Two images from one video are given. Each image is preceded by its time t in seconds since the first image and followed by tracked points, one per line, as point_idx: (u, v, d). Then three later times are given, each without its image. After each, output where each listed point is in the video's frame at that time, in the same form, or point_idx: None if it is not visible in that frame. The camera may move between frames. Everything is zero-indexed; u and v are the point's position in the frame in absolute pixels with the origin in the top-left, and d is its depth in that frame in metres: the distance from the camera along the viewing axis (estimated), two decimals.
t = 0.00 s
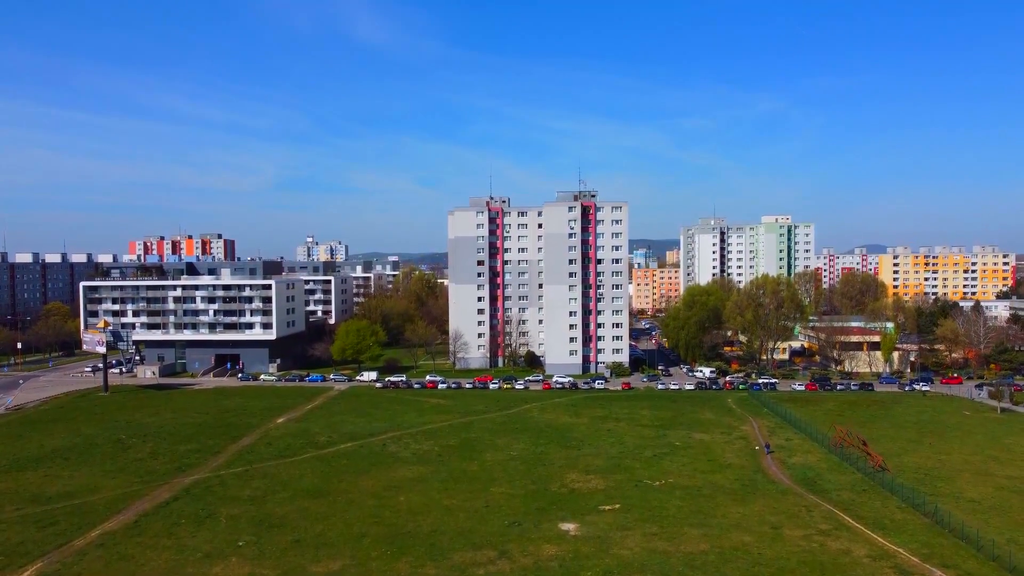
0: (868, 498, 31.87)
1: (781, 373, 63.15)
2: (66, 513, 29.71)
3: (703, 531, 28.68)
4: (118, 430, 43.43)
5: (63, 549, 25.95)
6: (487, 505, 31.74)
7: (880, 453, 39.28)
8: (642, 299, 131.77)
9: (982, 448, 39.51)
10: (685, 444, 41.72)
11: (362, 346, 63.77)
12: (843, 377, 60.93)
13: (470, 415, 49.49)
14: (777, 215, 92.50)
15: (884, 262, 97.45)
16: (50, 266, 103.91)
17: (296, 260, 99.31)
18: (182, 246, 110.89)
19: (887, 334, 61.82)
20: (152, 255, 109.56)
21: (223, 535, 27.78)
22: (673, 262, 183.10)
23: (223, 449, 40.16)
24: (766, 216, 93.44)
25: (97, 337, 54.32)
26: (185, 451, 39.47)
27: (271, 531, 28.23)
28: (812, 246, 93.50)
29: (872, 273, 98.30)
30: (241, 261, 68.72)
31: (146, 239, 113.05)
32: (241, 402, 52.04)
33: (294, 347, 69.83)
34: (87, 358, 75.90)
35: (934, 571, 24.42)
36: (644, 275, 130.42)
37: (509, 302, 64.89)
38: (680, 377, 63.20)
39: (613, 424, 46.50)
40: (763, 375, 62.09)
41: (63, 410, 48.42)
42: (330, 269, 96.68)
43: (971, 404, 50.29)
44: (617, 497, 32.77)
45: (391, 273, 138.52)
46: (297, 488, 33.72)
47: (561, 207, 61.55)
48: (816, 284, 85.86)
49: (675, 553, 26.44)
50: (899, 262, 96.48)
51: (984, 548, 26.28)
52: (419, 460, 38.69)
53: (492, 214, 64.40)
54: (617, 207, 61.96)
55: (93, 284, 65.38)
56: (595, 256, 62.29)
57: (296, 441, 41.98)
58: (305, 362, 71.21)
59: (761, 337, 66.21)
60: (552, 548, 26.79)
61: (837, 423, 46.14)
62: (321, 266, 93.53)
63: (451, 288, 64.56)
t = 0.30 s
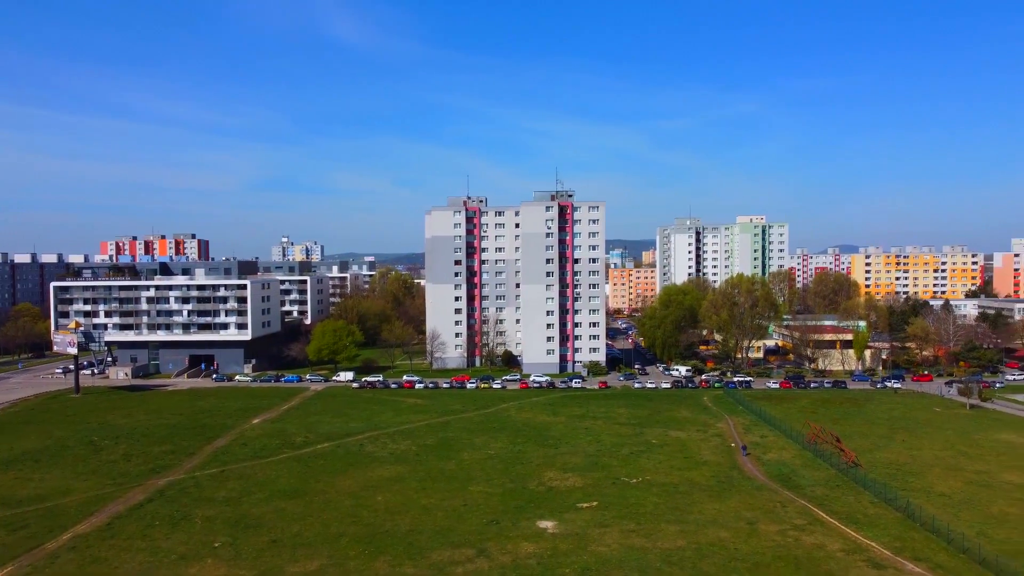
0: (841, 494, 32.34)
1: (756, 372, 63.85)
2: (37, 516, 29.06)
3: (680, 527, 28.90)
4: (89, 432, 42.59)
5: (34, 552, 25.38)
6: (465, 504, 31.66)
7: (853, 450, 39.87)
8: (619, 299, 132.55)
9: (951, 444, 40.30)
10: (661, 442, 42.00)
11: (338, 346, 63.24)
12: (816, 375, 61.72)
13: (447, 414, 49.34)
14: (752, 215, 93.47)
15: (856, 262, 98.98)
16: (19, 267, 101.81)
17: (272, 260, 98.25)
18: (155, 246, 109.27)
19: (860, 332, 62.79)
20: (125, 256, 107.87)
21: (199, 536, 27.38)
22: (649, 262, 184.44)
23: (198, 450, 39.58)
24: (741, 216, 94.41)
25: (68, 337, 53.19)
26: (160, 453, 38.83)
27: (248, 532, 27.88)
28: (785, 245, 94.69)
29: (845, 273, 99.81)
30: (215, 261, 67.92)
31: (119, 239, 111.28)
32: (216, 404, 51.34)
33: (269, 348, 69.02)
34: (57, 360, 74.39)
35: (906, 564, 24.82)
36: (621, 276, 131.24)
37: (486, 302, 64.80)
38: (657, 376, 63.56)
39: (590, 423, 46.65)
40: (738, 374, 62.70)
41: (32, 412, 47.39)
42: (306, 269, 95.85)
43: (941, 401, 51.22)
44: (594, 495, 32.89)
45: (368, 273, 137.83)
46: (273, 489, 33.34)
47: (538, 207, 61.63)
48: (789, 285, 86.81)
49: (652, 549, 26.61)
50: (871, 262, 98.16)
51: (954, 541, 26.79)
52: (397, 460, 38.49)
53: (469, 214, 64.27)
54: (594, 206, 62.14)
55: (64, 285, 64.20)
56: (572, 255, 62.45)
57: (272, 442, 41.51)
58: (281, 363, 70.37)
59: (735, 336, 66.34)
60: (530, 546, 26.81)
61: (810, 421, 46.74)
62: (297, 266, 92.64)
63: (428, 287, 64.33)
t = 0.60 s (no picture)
0: (795, 490, 32.63)
1: (711, 370, 64.49)
2: None
3: (637, 526, 28.72)
4: (35, 438, 40.52)
5: None
6: (424, 506, 30.96)
7: (805, 447, 40.39)
8: (577, 299, 133.03)
9: (899, 440, 41.15)
10: (619, 441, 41.92)
11: (294, 347, 61.60)
12: (770, 374, 62.59)
13: (406, 415, 48.47)
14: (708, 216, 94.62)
15: (808, 263, 101.12)
16: None
17: (226, 260, 95.70)
18: (104, 246, 105.44)
19: (812, 331, 63.52)
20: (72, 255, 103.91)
21: (151, 543, 26.12)
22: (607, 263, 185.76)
23: (150, 454, 37.99)
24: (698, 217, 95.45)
25: (12, 339, 50.69)
26: (110, 457, 37.14)
27: (203, 538, 26.73)
28: (740, 246, 95.56)
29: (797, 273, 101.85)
30: (168, 262, 66.09)
31: (65, 238, 107.11)
32: (169, 407, 49.51)
33: (224, 350, 66.56)
34: None
35: (857, 558, 25.05)
36: (579, 276, 131.77)
37: (445, 302, 64.03)
38: (615, 376, 63.64)
39: (549, 423, 46.33)
40: (695, 373, 63.15)
41: None
42: (262, 269, 93.52)
43: (889, 398, 52.36)
44: (553, 495, 32.53)
45: (325, 273, 135.50)
46: (229, 493, 32.12)
47: (497, 207, 61.15)
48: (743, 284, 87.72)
49: (611, 548, 26.36)
50: (822, 262, 100.40)
51: (902, 535, 27.17)
52: (355, 462, 37.54)
53: (428, 214, 63.43)
54: (553, 207, 61.89)
55: (9, 285, 61.48)
56: (530, 255, 62.12)
57: (227, 445, 40.12)
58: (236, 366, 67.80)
59: (691, 335, 66.63)
60: (489, 547, 26.29)
61: (765, 419, 47.29)
62: (253, 266, 90.46)
63: (386, 288, 63.31)
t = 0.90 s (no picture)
0: (738, 487, 32.80)
1: (657, 370, 64.95)
2: None
3: (585, 525, 28.32)
4: None
5: None
6: (372, 509, 29.91)
7: (749, 444, 40.80)
8: (525, 299, 132.95)
9: (838, 437, 41.96)
10: (566, 442, 41.58)
11: (239, 350, 59.28)
12: (715, 373, 63.33)
13: (353, 418, 47.11)
14: (653, 217, 95.91)
15: (750, 263, 103.27)
16: None
17: (165, 260, 91.85)
18: (35, 245, 100.13)
19: (754, 331, 64.49)
20: None
21: (88, 554, 24.46)
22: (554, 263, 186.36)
23: (88, 461, 35.84)
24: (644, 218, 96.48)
25: None
26: (44, 465, 34.87)
27: (144, 547, 25.16)
28: (685, 246, 97.27)
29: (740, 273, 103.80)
30: (105, 261, 62.52)
31: None
32: (108, 412, 46.98)
33: (165, 353, 63.49)
34: None
35: (798, 553, 25.15)
36: (527, 276, 131.71)
37: (393, 303, 62.73)
38: (563, 376, 63.41)
39: (497, 424, 45.71)
40: (641, 373, 63.39)
41: None
42: (203, 270, 90.14)
43: (829, 396, 53.52)
44: (502, 496, 31.88)
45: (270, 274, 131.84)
46: (171, 500, 30.44)
47: (445, 207, 60.31)
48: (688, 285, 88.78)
49: (560, 548, 25.87)
50: (764, 263, 102.71)
51: (841, 529, 27.44)
52: (301, 466, 36.15)
53: (375, 214, 62.12)
54: (501, 208, 61.34)
55: None
56: (479, 256, 61.42)
57: (168, 450, 38.16)
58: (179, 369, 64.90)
59: (638, 335, 66.90)
60: (439, 550, 25.46)
61: (711, 417, 47.70)
62: (195, 267, 86.84)
63: (333, 288, 61.63)
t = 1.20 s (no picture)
0: (685, 486, 32.82)
1: (605, 370, 65.11)
2: None
3: (535, 527, 27.83)
4: None
5: None
6: (319, 515, 28.78)
7: (695, 443, 41.02)
8: (474, 300, 132.16)
9: (782, 435, 42.58)
10: (515, 443, 41.11)
11: (181, 353, 56.60)
12: (661, 373, 63.78)
13: (299, 422, 45.58)
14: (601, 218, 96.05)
15: (695, 264, 104.85)
16: None
17: (102, 261, 87.55)
18: None
19: (699, 331, 65.31)
20: None
21: (21, 567, 22.78)
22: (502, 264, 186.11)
23: (21, 470, 33.62)
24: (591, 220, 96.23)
25: None
26: None
27: (82, 559, 23.59)
28: (631, 246, 98.17)
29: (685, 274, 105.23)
30: (38, 261, 59.32)
31: None
32: (43, 418, 44.33)
33: (103, 355, 60.21)
34: None
35: (743, 550, 25.19)
36: (476, 277, 130.97)
37: (340, 305, 61.04)
38: (511, 377, 62.93)
39: (446, 426, 44.88)
40: (590, 373, 63.43)
41: None
42: (143, 270, 86.47)
43: (771, 395, 54.45)
44: (451, 499, 31.14)
45: (213, 274, 127.54)
46: (111, 508, 28.72)
47: (393, 208, 59.22)
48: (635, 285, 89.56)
49: (510, 550, 25.31)
50: (709, 264, 104.50)
51: (783, 526, 27.61)
52: (246, 472, 34.64)
53: (322, 214, 60.61)
54: (449, 209, 60.63)
55: None
56: (427, 258, 60.50)
57: (106, 457, 36.12)
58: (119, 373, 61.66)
59: (586, 336, 66.99)
60: (388, 555, 24.59)
61: (658, 416, 47.91)
62: (136, 267, 82.81)
63: (279, 290, 59.90)
